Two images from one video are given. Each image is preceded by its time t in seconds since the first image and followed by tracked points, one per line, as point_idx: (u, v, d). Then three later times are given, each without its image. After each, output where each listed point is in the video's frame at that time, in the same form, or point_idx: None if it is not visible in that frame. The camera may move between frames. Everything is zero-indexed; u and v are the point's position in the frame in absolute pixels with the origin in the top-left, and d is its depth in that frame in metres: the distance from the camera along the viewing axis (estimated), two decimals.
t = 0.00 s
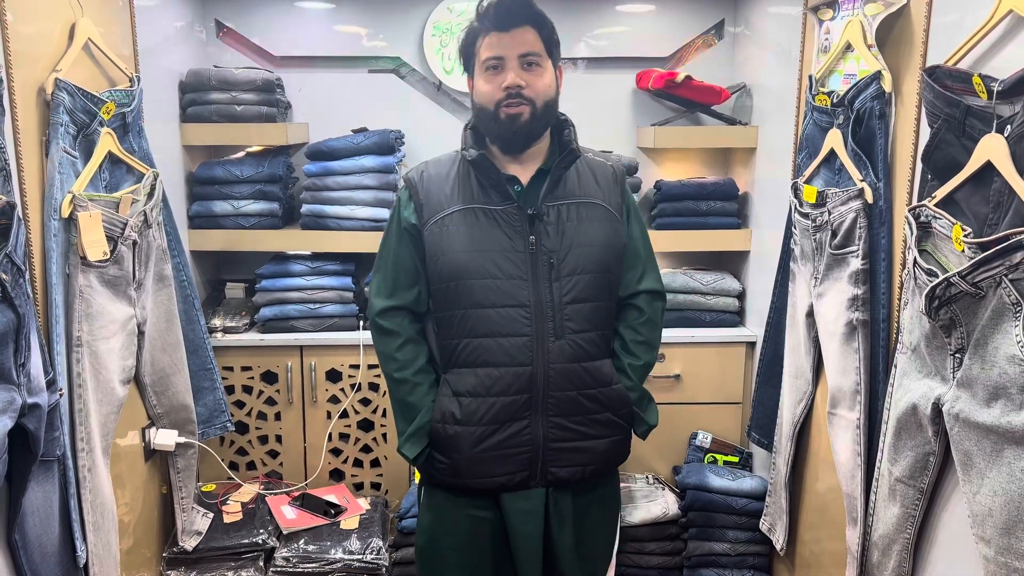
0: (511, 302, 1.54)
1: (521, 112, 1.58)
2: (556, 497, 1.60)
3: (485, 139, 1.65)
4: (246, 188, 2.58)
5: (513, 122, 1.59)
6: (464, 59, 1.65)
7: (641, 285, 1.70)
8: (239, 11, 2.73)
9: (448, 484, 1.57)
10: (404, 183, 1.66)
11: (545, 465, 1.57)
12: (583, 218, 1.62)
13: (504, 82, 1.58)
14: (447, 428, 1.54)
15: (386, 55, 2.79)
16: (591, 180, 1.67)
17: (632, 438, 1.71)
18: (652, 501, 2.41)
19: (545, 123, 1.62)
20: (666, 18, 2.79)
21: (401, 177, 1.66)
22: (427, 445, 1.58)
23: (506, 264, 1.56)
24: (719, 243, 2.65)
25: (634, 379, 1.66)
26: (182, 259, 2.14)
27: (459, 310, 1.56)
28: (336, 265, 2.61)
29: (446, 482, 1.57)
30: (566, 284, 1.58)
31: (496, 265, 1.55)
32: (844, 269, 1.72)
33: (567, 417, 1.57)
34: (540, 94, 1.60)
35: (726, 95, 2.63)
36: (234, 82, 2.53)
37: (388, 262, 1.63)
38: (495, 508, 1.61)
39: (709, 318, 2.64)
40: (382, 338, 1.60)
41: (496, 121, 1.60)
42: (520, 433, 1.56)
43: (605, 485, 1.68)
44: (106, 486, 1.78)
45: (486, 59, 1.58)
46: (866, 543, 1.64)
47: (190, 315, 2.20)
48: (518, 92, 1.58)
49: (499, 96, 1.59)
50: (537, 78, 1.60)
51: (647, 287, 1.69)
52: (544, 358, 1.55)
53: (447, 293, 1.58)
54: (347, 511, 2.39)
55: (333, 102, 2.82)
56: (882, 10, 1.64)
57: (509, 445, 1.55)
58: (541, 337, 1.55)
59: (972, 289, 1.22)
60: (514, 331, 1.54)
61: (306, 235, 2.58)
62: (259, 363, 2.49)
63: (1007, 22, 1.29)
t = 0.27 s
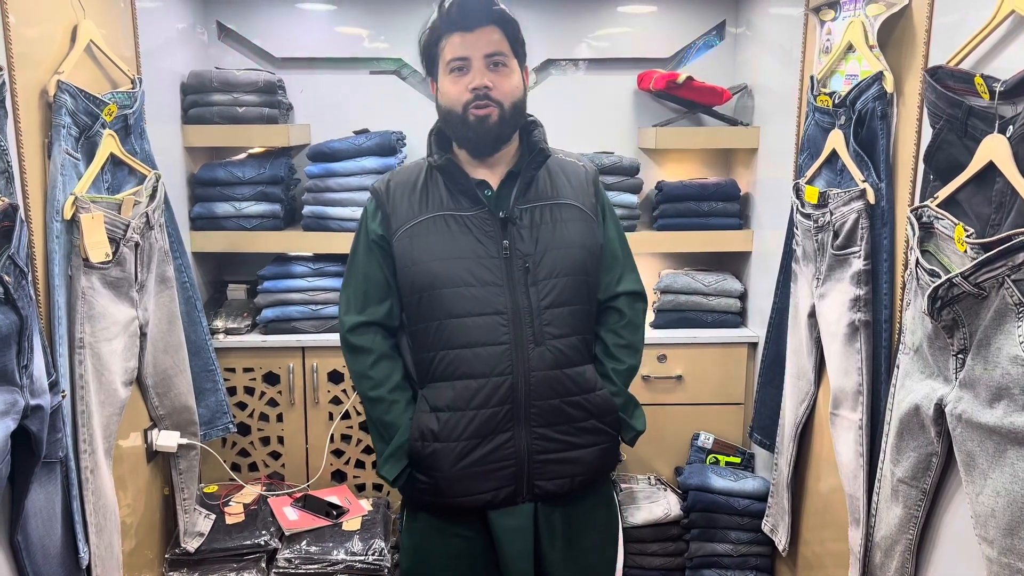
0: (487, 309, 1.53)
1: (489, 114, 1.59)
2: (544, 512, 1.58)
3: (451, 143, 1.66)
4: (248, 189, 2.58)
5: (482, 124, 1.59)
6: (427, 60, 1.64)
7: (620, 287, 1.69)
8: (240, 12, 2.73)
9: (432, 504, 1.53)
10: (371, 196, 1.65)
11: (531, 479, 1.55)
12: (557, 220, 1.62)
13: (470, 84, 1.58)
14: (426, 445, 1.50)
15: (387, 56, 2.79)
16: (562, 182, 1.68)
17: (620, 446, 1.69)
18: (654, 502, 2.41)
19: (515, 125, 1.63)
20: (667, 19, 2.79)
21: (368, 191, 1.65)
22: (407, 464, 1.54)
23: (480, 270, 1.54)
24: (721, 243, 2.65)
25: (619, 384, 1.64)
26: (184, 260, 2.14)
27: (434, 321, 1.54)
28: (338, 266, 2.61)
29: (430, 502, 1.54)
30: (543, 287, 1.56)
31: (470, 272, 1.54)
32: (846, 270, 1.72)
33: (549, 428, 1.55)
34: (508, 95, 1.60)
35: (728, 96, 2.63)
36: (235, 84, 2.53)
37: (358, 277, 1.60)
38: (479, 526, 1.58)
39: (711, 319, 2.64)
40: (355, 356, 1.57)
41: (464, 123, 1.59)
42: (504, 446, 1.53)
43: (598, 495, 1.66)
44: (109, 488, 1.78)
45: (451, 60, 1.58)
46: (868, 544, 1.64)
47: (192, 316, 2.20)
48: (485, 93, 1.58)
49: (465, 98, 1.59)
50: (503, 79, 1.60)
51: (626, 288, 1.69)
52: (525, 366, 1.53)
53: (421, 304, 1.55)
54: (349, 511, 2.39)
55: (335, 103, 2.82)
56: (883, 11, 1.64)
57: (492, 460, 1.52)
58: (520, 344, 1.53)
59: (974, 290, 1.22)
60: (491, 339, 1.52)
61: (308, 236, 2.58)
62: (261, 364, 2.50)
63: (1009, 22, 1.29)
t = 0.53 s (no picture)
0: (473, 314, 1.50)
1: (470, 115, 1.56)
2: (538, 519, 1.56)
3: (430, 144, 1.64)
4: (250, 191, 2.58)
5: (463, 126, 1.56)
6: (405, 62, 1.62)
7: (606, 286, 1.69)
8: (242, 14, 2.74)
9: (423, 515, 1.51)
10: (349, 201, 1.62)
11: (524, 486, 1.53)
12: (542, 221, 1.61)
13: (449, 84, 1.56)
14: (415, 456, 1.48)
15: (389, 58, 2.79)
16: (545, 182, 1.67)
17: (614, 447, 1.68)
18: (656, 503, 2.41)
19: (497, 126, 1.60)
20: (668, 20, 2.79)
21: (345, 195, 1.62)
22: (395, 475, 1.53)
23: (465, 274, 1.52)
24: (723, 244, 2.65)
25: (609, 384, 1.64)
26: (186, 262, 2.14)
27: (419, 328, 1.51)
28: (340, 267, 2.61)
29: (421, 513, 1.51)
30: (529, 291, 1.54)
31: (454, 277, 1.51)
32: (848, 271, 1.71)
33: (540, 433, 1.53)
34: (489, 96, 1.58)
35: (729, 97, 2.63)
36: (238, 86, 2.53)
37: (338, 285, 1.58)
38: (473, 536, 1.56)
39: (713, 320, 2.64)
40: (337, 366, 1.55)
41: (444, 125, 1.57)
42: (495, 454, 1.50)
43: (592, 498, 1.64)
44: (111, 489, 1.78)
45: (429, 60, 1.56)
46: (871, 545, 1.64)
47: (195, 317, 2.20)
48: (466, 93, 1.56)
49: (444, 99, 1.56)
50: (484, 79, 1.58)
51: (612, 287, 1.69)
52: (514, 372, 1.51)
53: (405, 311, 1.53)
54: (351, 513, 2.39)
55: (337, 105, 2.82)
56: (886, 12, 1.63)
57: (484, 468, 1.50)
58: (508, 350, 1.51)
59: (977, 291, 1.22)
60: (479, 346, 1.50)
61: (310, 238, 2.58)
62: (263, 366, 2.50)
63: (1011, 23, 1.29)
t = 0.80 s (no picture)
0: (470, 322, 1.50)
1: (465, 129, 1.56)
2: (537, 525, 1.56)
3: (420, 149, 1.63)
4: (252, 193, 2.59)
5: (457, 140, 1.56)
6: (402, 63, 1.60)
7: (598, 287, 1.70)
8: (244, 16, 2.74)
9: (422, 523, 1.51)
10: (337, 205, 1.59)
11: (524, 492, 1.53)
12: (535, 225, 1.61)
13: (446, 95, 1.55)
14: (413, 466, 1.48)
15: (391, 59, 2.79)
16: (538, 185, 1.67)
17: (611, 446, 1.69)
18: (658, 505, 2.41)
19: (489, 140, 1.60)
20: (670, 21, 2.79)
21: (333, 199, 1.59)
22: (393, 485, 1.51)
23: (461, 281, 1.51)
24: (725, 244, 2.64)
25: (602, 384, 1.65)
26: (188, 264, 2.14)
27: (415, 337, 1.50)
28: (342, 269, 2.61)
29: (420, 521, 1.51)
30: (526, 296, 1.55)
31: (450, 284, 1.51)
32: (850, 272, 1.71)
33: (538, 440, 1.53)
34: (486, 108, 1.58)
35: (731, 97, 2.62)
36: (240, 88, 2.54)
37: (328, 291, 1.55)
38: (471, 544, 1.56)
39: (716, 321, 2.64)
40: (330, 374, 1.53)
41: (437, 136, 1.56)
42: (494, 462, 1.50)
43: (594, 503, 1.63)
44: (113, 491, 1.78)
45: (427, 67, 1.55)
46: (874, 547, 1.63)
47: (197, 319, 2.20)
48: (462, 105, 1.55)
49: (440, 109, 1.55)
50: (482, 91, 1.57)
51: (604, 288, 1.69)
52: (512, 378, 1.50)
53: (400, 319, 1.52)
54: (353, 514, 2.39)
55: (338, 106, 2.82)
56: (887, 12, 1.63)
57: (483, 476, 1.50)
58: (507, 357, 1.50)
59: (979, 292, 1.22)
60: (476, 354, 1.49)
61: (312, 239, 2.59)
62: (265, 367, 2.50)
63: (1013, 24, 1.28)
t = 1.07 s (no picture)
0: (480, 327, 1.49)
1: (477, 132, 1.55)
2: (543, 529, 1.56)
3: (426, 150, 1.63)
4: (254, 193, 2.59)
5: (467, 144, 1.56)
6: (413, 61, 1.59)
7: (601, 290, 1.70)
8: (245, 17, 2.74)
9: (430, 528, 1.51)
10: (342, 209, 1.58)
11: (533, 497, 1.52)
12: (542, 229, 1.61)
13: (458, 96, 1.54)
14: (422, 471, 1.48)
15: (392, 60, 2.79)
16: (543, 188, 1.67)
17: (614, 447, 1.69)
18: (660, 505, 2.41)
19: (498, 145, 1.59)
20: (671, 22, 2.79)
21: (337, 202, 1.58)
22: (401, 491, 1.51)
23: (471, 287, 1.51)
24: (727, 245, 2.64)
25: (607, 386, 1.66)
26: (189, 264, 2.14)
27: (425, 342, 1.50)
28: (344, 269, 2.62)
29: (427, 526, 1.51)
30: (535, 301, 1.55)
31: (460, 289, 1.50)
32: (852, 273, 1.71)
33: (547, 444, 1.53)
34: (498, 111, 1.57)
35: (733, 98, 2.62)
36: (241, 89, 2.54)
37: (333, 296, 1.54)
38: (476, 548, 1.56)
39: (717, 321, 2.64)
40: (336, 380, 1.52)
41: (447, 139, 1.56)
42: (504, 467, 1.50)
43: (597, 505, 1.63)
44: (115, 491, 1.78)
45: (439, 67, 1.54)
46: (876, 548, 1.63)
47: (198, 319, 2.20)
48: (475, 107, 1.54)
49: (452, 110, 1.55)
50: (494, 93, 1.57)
51: (606, 290, 1.70)
52: (522, 383, 1.50)
53: (409, 324, 1.51)
54: (355, 515, 2.39)
55: (339, 107, 2.83)
56: (889, 13, 1.62)
57: (493, 481, 1.50)
58: (517, 363, 1.50)
59: (981, 292, 1.22)
60: (486, 359, 1.49)
61: (313, 240, 2.59)
62: (266, 368, 2.50)
63: (1015, 24, 1.28)
